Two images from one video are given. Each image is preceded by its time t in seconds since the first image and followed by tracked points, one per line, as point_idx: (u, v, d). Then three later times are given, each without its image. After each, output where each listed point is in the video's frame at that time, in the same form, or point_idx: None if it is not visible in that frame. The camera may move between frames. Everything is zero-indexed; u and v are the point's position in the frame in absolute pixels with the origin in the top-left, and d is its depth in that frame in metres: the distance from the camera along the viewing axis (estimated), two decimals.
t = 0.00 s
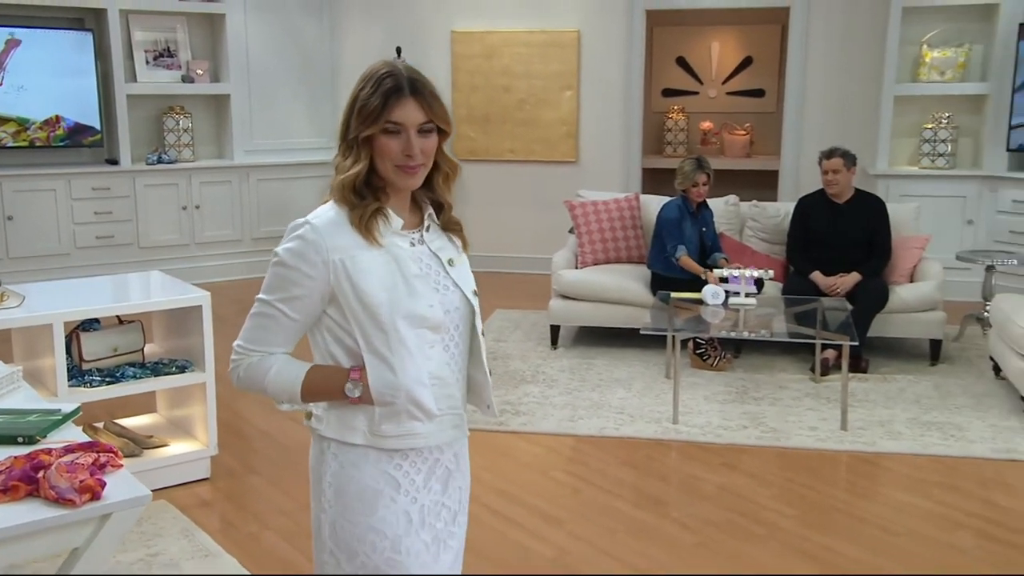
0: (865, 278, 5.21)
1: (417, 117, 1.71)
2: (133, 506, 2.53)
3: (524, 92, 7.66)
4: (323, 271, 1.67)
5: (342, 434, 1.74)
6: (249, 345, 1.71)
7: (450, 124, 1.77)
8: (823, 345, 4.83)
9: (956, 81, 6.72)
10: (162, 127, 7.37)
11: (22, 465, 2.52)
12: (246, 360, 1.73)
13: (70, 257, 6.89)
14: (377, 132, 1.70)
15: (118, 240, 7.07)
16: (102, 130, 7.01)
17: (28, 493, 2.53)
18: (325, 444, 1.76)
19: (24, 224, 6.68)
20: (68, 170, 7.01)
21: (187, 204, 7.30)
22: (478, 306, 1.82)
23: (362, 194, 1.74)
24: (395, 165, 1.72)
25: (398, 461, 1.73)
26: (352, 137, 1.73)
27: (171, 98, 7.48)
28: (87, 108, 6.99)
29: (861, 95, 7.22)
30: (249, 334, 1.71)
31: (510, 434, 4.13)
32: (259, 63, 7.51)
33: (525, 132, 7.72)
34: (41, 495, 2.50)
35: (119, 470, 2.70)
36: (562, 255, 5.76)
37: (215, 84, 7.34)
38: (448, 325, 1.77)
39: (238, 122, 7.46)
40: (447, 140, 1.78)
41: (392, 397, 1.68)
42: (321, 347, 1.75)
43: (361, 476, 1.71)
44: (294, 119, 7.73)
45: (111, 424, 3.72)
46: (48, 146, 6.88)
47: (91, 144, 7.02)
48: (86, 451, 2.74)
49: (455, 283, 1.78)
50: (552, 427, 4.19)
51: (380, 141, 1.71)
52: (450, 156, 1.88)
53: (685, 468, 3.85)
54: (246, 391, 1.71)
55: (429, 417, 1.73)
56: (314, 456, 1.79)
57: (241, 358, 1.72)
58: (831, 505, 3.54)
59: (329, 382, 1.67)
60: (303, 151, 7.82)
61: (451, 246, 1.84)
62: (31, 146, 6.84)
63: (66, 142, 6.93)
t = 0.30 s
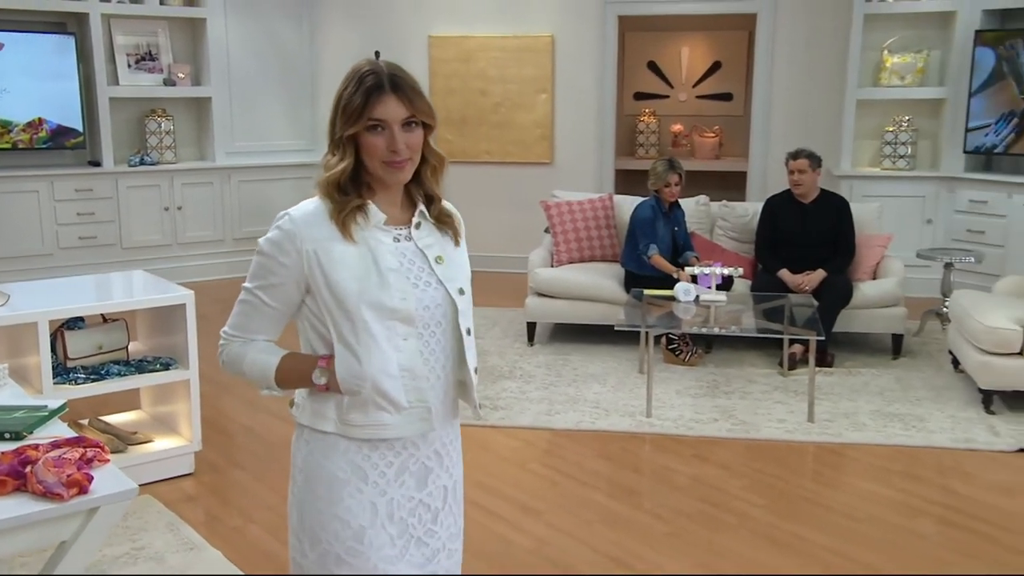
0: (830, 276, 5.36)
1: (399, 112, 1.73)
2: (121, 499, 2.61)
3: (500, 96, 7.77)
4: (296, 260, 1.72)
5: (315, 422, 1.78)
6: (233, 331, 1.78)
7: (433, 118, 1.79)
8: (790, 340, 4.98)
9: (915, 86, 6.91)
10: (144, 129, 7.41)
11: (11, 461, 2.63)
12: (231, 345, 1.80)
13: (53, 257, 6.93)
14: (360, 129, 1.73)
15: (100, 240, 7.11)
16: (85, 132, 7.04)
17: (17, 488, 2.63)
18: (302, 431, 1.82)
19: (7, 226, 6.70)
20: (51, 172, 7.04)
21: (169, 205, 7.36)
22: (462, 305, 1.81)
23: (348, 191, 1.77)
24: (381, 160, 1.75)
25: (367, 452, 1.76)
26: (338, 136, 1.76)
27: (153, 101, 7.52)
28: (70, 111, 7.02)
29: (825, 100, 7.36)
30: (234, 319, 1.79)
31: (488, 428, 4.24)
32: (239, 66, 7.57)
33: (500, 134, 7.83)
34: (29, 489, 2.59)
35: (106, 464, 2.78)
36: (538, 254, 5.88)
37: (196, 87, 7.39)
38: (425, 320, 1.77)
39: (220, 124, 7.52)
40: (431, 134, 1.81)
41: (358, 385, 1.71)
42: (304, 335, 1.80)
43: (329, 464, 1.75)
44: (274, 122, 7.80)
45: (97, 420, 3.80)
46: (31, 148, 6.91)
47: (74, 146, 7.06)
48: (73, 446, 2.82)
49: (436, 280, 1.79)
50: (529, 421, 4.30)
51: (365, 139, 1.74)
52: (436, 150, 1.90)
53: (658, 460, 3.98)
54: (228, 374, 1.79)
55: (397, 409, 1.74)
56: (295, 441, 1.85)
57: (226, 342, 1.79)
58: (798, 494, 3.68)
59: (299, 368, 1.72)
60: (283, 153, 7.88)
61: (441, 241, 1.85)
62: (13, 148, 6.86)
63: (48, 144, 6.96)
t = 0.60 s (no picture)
0: (796, 273, 5.50)
1: (377, 103, 1.74)
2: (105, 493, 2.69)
3: (475, 98, 7.87)
4: (275, 249, 1.73)
5: (291, 410, 1.79)
6: (210, 318, 1.79)
7: (413, 110, 1.81)
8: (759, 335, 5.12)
9: (876, 90, 7.08)
10: (125, 131, 7.45)
11: None
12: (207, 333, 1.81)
13: (34, 258, 6.97)
14: (339, 117, 1.75)
15: (82, 240, 7.15)
16: (66, 134, 7.07)
17: (3, 483, 2.70)
18: (278, 418, 1.83)
19: None
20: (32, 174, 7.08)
21: (150, 206, 7.40)
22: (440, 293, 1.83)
23: (325, 179, 1.79)
24: (358, 150, 1.76)
25: (344, 441, 1.78)
26: (316, 124, 1.78)
27: (134, 103, 7.56)
28: (51, 112, 7.04)
29: (795, 102, 7.52)
30: (211, 307, 1.80)
31: (466, 423, 4.35)
32: (219, 69, 7.61)
33: (476, 136, 7.93)
34: (13, 485, 2.66)
35: (89, 459, 2.85)
36: (515, 253, 6.00)
37: (176, 90, 7.43)
38: (403, 309, 1.79)
39: (200, 126, 7.56)
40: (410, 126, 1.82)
41: (336, 373, 1.73)
42: (282, 324, 1.81)
43: (305, 452, 1.77)
44: (254, 124, 7.84)
45: (80, 418, 3.87)
46: (11, 150, 6.93)
47: (55, 147, 7.09)
48: (57, 442, 2.89)
49: (414, 268, 1.81)
50: (506, 416, 4.41)
51: (343, 128, 1.76)
52: (415, 142, 1.91)
53: (631, 452, 4.09)
54: (204, 362, 1.80)
55: (374, 397, 1.76)
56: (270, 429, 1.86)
57: (201, 330, 1.80)
58: (766, 484, 3.80)
59: (278, 355, 1.73)
60: (263, 155, 7.93)
61: (418, 231, 1.87)
62: None
63: (29, 146, 6.98)
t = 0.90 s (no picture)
0: (770, 271, 5.63)
1: (357, 108, 1.80)
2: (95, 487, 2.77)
3: (457, 100, 7.97)
4: (262, 253, 1.78)
5: (276, 411, 1.85)
6: (190, 321, 1.82)
7: (390, 116, 1.87)
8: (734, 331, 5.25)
9: (845, 94, 7.24)
10: (112, 133, 7.51)
11: None
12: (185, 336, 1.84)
13: (23, 258, 7.02)
14: (318, 121, 1.80)
15: (70, 240, 7.20)
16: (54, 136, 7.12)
17: None
18: (260, 420, 1.88)
19: None
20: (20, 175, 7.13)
21: (137, 207, 7.46)
22: (417, 293, 1.92)
23: (303, 182, 1.84)
24: (336, 154, 1.82)
25: (330, 439, 1.84)
26: (295, 126, 1.83)
27: (120, 106, 7.62)
28: (39, 114, 7.08)
29: (770, 105, 7.67)
30: (190, 311, 1.82)
31: (449, 418, 4.46)
32: (205, 73, 7.67)
33: (457, 138, 8.03)
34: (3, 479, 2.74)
35: (79, 454, 2.94)
36: (497, 252, 6.11)
37: (162, 93, 7.49)
38: (384, 309, 1.87)
39: (187, 128, 7.62)
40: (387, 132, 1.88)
41: (326, 373, 1.79)
42: (263, 326, 1.86)
43: (292, 452, 1.83)
44: (240, 125, 7.88)
45: (69, 415, 3.94)
46: None
47: (42, 149, 7.14)
48: (47, 437, 2.98)
49: (392, 270, 1.89)
50: (488, 410, 4.53)
51: (321, 131, 1.81)
52: (390, 148, 1.98)
53: (610, 445, 4.21)
54: (185, 365, 1.83)
55: (361, 396, 1.84)
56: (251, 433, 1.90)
57: (180, 334, 1.83)
58: (741, 475, 3.93)
59: (266, 357, 1.78)
60: (250, 157, 7.97)
61: (393, 234, 1.94)
62: None
63: (16, 147, 7.02)
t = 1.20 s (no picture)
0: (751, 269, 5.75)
1: (335, 116, 1.85)
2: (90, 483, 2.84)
3: (445, 103, 8.07)
4: (238, 265, 1.82)
5: (254, 418, 1.89)
6: (168, 331, 1.86)
7: (367, 125, 1.92)
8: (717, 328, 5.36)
9: (823, 97, 7.37)
10: (107, 136, 7.58)
11: None
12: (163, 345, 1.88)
13: (19, 259, 7.10)
14: (297, 130, 1.85)
15: (66, 240, 7.28)
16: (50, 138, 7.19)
17: None
18: (240, 426, 1.92)
19: None
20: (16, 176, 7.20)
21: (132, 208, 7.53)
22: (392, 299, 1.96)
23: (281, 191, 1.88)
24: (314, 162, 1.87)
25: (309, 444, 1.88)
26: (274, 135, 1.87)
27: (115, 108, 7.69)
28: (35, 116, 7.15)
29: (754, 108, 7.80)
30: (169, 321, 1.87)
31: (440, 414, 4.56)
32: (198, 76, 7.75)
33: (446, 140, 8.13)
34: None
35: (76, 448, 3.02)
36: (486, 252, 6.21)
37: (157, 96, 7.57)
38: (359, 316, 1.91)
39: (181, 131, 7.69)
40: (364, 141, 1.94)
41: (302, 382, 1.83)
42: (241, 334, 1.90)
43: (272, 457, 1.87)
44: (233, 127, 7.95)
45: (65, 412, 4.02)
46: None
47: (39, 152, 7.21)
48: (45, 433, 3.06)
49: (368, 277, 1.93)
50: (477, 406, 4.63)
51: (300, 140, 1.86)
52: (366, 158, 2.03)
53: (596, 440, 4.32)
54: (164, 373, 1.87)
55: (337, 404, 1.88)
56: (232, 438, 1.95)
57: (158, 343, 1.87)
58: (724, 468, 4.04)
59: (242, 366, 1.82)
60: (243, 159, 8.04)
61: (369, 241, 1.98)
62: None
63: (13, 150, 7.08)
